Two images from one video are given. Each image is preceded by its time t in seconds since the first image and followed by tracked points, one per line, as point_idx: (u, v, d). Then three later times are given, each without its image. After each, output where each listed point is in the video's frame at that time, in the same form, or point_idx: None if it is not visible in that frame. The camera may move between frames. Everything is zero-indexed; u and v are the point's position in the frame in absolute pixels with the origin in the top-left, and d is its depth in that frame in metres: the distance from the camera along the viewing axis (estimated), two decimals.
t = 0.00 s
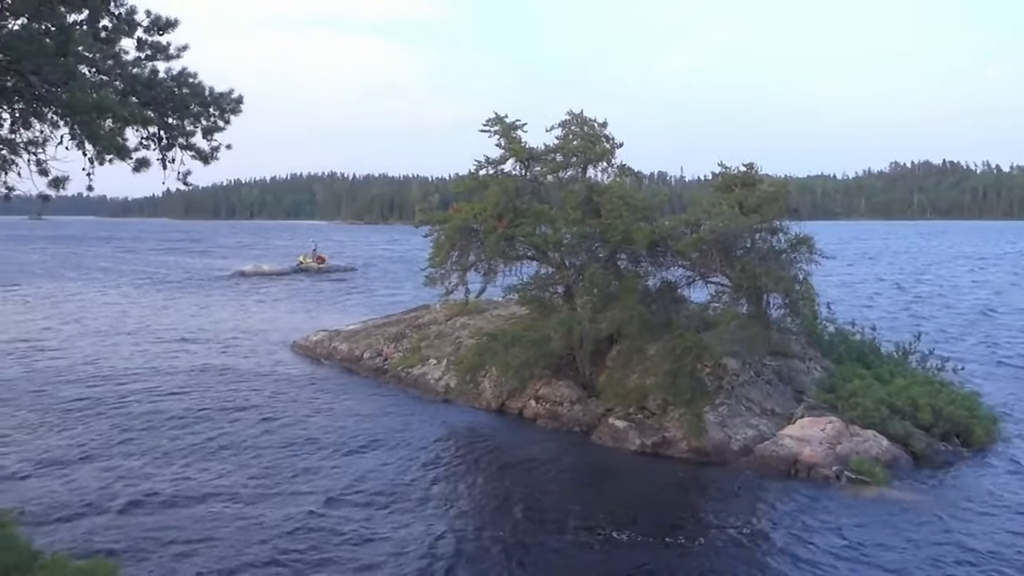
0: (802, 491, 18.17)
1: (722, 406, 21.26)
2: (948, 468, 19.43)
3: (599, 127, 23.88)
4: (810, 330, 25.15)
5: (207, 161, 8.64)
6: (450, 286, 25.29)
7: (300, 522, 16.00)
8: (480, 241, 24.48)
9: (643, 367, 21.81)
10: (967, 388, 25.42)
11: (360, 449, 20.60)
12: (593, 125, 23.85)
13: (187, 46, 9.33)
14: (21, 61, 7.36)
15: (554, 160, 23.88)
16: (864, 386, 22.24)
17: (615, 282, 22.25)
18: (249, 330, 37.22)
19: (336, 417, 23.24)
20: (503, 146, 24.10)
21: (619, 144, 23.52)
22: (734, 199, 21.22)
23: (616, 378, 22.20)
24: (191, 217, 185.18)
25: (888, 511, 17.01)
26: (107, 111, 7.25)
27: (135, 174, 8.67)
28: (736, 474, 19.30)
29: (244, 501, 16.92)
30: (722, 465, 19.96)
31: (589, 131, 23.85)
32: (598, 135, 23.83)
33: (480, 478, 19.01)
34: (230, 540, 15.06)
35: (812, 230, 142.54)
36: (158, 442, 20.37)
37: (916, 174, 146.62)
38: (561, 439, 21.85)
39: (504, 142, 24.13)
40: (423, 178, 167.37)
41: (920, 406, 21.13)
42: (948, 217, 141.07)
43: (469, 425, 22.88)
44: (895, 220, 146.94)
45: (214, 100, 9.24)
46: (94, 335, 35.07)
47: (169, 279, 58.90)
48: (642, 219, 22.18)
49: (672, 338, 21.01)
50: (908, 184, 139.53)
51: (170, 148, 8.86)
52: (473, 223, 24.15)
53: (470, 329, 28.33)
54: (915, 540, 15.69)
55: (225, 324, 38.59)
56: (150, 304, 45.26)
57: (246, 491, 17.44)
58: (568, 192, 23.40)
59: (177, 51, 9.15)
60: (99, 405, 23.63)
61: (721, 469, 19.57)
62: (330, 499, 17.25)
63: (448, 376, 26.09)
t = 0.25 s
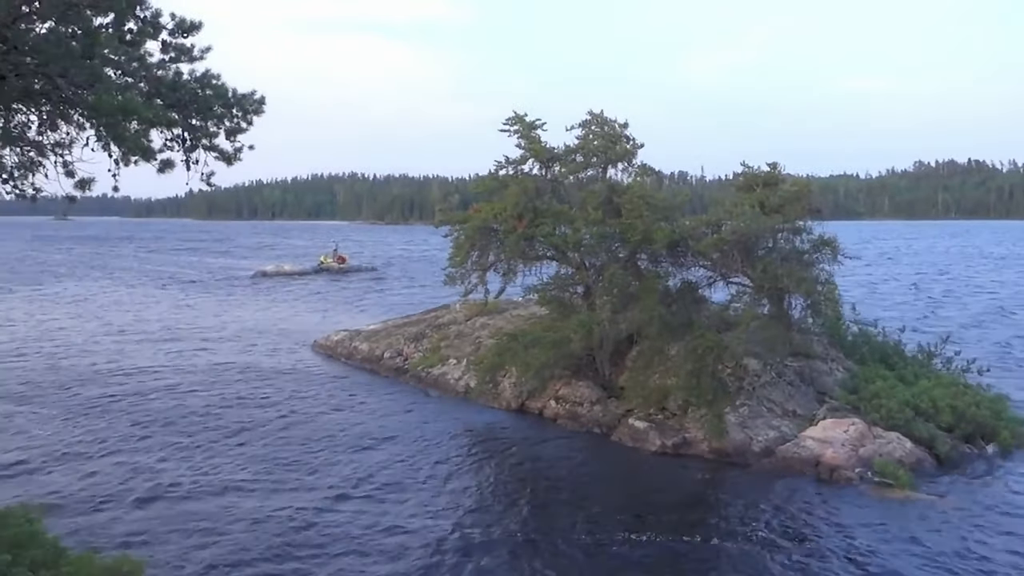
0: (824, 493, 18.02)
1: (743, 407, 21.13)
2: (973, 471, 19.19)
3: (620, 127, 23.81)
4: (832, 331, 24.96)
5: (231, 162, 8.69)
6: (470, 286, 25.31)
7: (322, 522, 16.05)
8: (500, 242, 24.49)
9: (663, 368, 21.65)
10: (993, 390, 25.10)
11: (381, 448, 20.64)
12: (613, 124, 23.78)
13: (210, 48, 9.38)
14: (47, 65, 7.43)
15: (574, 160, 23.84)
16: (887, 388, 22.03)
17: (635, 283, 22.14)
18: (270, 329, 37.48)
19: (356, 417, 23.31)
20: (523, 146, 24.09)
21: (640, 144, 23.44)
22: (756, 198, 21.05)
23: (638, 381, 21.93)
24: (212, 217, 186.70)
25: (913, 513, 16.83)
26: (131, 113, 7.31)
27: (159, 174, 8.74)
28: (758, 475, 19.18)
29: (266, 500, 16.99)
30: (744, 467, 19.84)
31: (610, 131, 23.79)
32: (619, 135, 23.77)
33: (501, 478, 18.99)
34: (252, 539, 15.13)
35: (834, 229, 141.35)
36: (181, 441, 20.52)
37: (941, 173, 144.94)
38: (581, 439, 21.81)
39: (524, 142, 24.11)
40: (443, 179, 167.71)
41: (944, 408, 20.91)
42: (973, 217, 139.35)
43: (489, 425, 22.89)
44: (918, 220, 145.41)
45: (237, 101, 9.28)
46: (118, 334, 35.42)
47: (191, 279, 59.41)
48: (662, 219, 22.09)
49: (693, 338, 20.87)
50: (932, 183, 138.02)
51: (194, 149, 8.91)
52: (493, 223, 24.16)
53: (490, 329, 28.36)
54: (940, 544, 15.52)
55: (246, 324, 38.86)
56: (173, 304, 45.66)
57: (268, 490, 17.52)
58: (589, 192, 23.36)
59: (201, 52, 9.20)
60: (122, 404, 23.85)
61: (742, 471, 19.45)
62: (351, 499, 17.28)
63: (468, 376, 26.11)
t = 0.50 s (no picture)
0: (847, 495, 17.86)
1: (764, 408, 21.01)
2: (999, 473, 18.96)
3: (641, 127, 23.77)
4: (855, 331, 24.77)
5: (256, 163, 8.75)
6: (489, 286, 25.35)
7: (343, 520, 16.08)
8: (520, 242, 24.51)
9: (684, 368, 21.47)
10: (1019, 392, 24.79)
11: (402, 447, 20.68)
12: (634, 124, 23.77)
13: (233, 49, 9.46)
14: (75, 67, 7.53)
15: (595, 159, 23.81)
16: (910, 389, 21.84)
17: (656, 283, 22.02)
18: (291, 328, 37.71)
19: (377, 416, 23.38)
20: (543, 146, 24.10)
21: (661, 143, 23.38)
22: (778, 198, 20.90)
23: (658, 380, 21.81)
24: (234, 217, 188.13)
25: (937, 516, 16.65)
26: (158, 116, 7.37)
27: (183, 175, 8.81)
28: (779, 476, 19.05)
29: (288, 498, 17.06)
30: (765, 468, 19.70)
31: (630, 130, 23.75)
32: (639, 135, 23.73)
33: (522, 478, 18.95)
34: (274, 537, 15.18)
35: (856, 229, 140.19)
36: (203, 440, 20.65)
37: (964, 172, 143.35)
38: (601, 439, 21.77)
39: (545, 142, 24.11)
40: (462, 179, 168.01)
41: (969, 409, 20.69)
42: (998, 216, 137.67)
43: (508, 425, 22.91)
44: (942, 219, 143.87)
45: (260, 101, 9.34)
46: (141, 334, 35.77)
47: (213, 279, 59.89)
48: (683, 218, 22.01)
49: (714, 338, 20.72)
50: (956, 182, 136.49)
51: (217, 149, 8.97)
52: (513, 223, 24.18)
53: (510, 329, 28.39)
54: (965, 546, 15.34)
55: (267, 323, 39.13)
56: (195, 304, 46.05)
57: (290, 489, 17.59)
58: (609, 192, 23.34)
59: (224, 53, 9.27)
60: (146, 402, 24.05)
61: (764, 471, 19.33)
62: (373, 497, 17.32)
63: (487, 376, 26.13)
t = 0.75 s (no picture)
0: (872, 497, 17.68)
1: (788, 409, 20.84)
2: None
3: (664, 126, 23.68)
4: (881, 331, 24.51)
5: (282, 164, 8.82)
6: (512, 286, 25.36)
7: (367, 520, 16.14)
8: (542, 242, 24.49)
9: (708, 368, 21.43)
10: None
11: (425, 447, 20.74)
12: (658, 124, 23.68)
13: (259, 52, 9.56)
14: (104, 70, 7.59)
15: (618, 159, 23.75)
16: (938, 391, 21.58)
17: (679, 282, 21.92)
18: (314, 328, 37.95)
19: (400, 416, 23.47)
20: (566, 146, 24.07)
21: (684, 143, 23.28)
22: (802, 197, 20.72)
23: (680, 380, 21.93)
24: (257, 218, 189.69)
25: (964, 519, 16.43)
26: (186, 118, 7.42)
27: (210, 177, 8.89)
28: (803, 478, 18.89)
29: (312, 498, 17.17)
30: (789, 469, 19.55)
31: (653, 130, 23.67)
32: (663, 135, 23.64)
33: (545, 478, 18.93)
34: (298, 536, 15.28)
35: (882, 228, 138.61)
36: (228, 439, 20.84)
37: (992, 170, 141.40)
38: (623, 440, 21.70)
39: (567, 142, 24.09)
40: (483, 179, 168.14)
41: (998, 411, 20.41)
42: None
43: (530, 425, 22.90)
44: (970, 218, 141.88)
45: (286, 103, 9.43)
46: (167, 334, 36.15)
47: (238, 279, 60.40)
48: (706, 218, 21.88)
49: (738, 338, 20.58)
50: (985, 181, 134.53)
51: (243, 151, 9.06)
52: (535, 223, 24.18)
53: (532, 329, 28.40)
54: (993, 550, 15.12)
55: (290, 323, 39.40)
56: (220, 303, 46.47)
57: (314, 488, 17.70)
58: (632, 192, 23.28)
59: (250, 56, 9.37)
60: (172, 402, 24.29)
61: (788, 473, 19.18)
62: (396, 497, 17.38)
63: (510, 376, 26.13)
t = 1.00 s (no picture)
0: (896, 499, 17.50)
1: (811, 409, 20.67)
2: None
3: (683, 125, 23.58)
4: (905, 331, 24.29)
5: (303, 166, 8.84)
6: (531, 286, 25.33)
7: (388, 519, 16.15)
8: (561, 242, 24.44)
9: (730, 369, 21.17)
10: None
11: (445, 447, 20.73)
12: (677, 123, 23.58)
13: (280, 53, 9.58)
14: (129, 73, 7.67)
15: (637, 158, 23.68)
16: (963, 391, 21.34)
17: (700, 282, 21.77)
18: (334, 328, 38.10)
19: (420, 415, 23.48)
20: (585, 145, 24.02)
21: (704, 142, 23.17)
22: (823, 196, 20.55)
23: (701, 380, 21.77)
24: (277, 219, 190.88)
25: (991, 521, 16.21)
26: (209, 121, 7.45)
27: (233, 178, 8.92)
28: (826, 479, 18.73)
29: (332, 497, 17.24)
30: (812, 470, 19.38)
31: (673, 128, 23.58)
32: (682, 133, 23.54)
33: (565, 479, 18.87)
34: (319, 535, 15.30)
35: (904, 226, 137.25)
36: (250, 439, 20.93)
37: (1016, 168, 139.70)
38: (643, 440, 21.62)
39: (586, 141, 24.05)
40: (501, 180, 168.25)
41: None
42: None
43: (549, 425, 22.86)
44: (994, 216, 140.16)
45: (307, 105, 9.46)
46: (189, 334, 36.41)
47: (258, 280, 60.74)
48: (727, 217, 21.74)
49: (759, 338, 20.39)
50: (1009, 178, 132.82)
51: (265, 152, 9.09)
52: (555, 223, 24.14)
53: (552, 329, 28.38)
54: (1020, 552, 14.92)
55: (310, 323, 39.58)
56: (240, 304, 46.75)
57: (334, 487, 17.77)
58: (652, 191, 23.21)
59: (271, 58, 9.40)
60: (194, 401, 24.44)
61: (811, 474, 19.01)
62: (417, 497, 17.37)
63: (529, 376, 26.09)
